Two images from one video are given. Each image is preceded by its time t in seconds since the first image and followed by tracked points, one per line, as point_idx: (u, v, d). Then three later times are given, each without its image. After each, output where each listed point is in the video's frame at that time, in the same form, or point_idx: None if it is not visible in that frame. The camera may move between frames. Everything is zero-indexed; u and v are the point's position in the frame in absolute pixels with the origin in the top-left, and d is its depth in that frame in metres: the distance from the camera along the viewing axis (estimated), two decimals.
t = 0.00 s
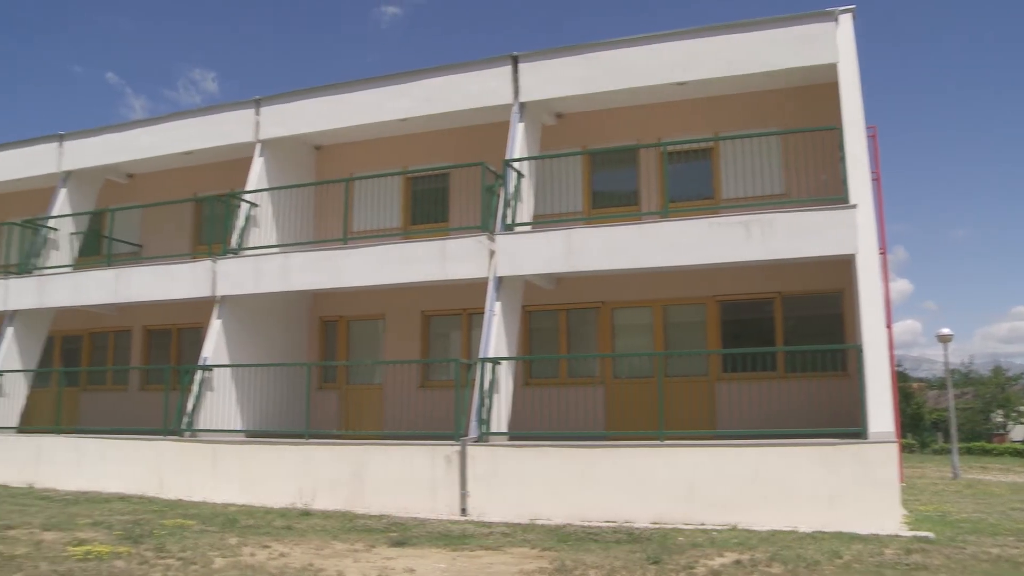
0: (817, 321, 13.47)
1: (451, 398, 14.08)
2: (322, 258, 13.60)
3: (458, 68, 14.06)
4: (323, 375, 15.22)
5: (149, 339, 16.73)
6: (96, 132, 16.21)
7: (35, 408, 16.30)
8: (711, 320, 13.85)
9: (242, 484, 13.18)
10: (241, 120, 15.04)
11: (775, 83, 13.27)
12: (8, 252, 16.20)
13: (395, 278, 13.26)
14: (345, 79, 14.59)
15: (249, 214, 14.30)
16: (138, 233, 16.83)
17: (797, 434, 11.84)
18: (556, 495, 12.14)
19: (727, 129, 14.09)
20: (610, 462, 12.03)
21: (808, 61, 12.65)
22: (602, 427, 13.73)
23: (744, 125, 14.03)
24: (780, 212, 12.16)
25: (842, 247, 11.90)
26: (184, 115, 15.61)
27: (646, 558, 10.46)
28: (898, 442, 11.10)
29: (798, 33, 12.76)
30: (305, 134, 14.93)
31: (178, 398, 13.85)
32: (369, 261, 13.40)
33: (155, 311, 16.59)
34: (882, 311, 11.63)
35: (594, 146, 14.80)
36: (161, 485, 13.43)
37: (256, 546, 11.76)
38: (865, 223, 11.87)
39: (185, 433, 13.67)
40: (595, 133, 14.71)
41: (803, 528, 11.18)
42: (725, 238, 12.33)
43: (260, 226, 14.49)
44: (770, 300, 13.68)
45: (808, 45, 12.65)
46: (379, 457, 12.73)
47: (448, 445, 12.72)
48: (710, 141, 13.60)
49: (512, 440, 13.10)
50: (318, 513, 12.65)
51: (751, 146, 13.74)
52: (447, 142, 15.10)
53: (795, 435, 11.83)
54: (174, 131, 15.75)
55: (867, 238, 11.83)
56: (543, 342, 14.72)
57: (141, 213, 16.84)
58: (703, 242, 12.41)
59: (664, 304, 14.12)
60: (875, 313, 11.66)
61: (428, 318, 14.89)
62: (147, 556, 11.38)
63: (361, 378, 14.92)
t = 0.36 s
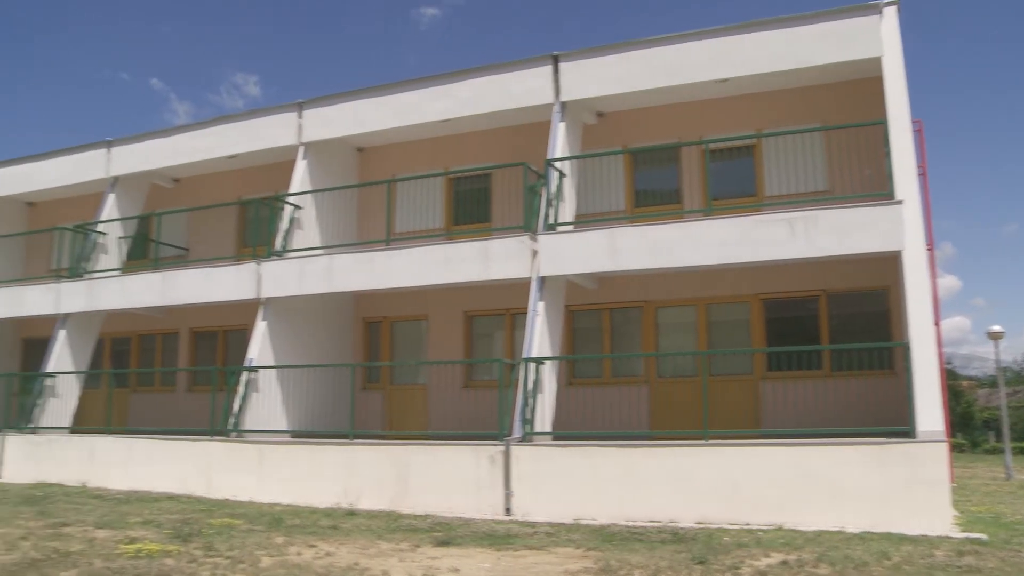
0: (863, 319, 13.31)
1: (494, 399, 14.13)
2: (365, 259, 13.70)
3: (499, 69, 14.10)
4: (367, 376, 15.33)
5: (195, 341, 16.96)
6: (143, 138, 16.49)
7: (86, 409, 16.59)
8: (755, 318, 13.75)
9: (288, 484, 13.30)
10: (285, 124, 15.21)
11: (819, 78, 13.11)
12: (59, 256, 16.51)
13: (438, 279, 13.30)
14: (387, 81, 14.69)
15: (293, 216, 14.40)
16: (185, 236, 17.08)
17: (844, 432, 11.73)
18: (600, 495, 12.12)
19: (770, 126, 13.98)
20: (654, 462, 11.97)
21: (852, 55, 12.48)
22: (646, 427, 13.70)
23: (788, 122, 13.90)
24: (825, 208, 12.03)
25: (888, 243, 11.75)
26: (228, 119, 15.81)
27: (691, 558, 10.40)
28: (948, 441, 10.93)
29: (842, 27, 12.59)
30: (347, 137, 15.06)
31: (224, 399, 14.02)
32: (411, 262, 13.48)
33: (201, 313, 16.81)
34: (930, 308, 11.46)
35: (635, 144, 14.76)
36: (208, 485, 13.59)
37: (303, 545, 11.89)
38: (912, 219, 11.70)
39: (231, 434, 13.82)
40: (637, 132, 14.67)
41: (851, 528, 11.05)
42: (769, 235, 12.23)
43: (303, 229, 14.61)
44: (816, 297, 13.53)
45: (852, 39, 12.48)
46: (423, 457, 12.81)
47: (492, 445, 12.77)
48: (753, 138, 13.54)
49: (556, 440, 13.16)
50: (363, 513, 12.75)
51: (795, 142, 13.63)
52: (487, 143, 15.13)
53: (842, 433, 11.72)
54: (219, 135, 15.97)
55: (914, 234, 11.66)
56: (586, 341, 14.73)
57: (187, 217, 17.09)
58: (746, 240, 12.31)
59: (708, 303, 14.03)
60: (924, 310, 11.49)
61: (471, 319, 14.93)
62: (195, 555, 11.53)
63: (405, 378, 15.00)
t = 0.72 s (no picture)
0: (918, 317, 13.09)
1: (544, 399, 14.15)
2: (413, 260, 13.79)
3: (545, 69, 14.12)
4: (417, 377, 15.40)
5: (246, 343, 17.19)
6: (195, 144, 16.78)
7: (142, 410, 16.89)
8: (806, 316, 13.60)
9: (339, 484, 13.44)
10: (333, 127, 15.36)
11: (870, 70, 12.88)
12: (115, 260, 16.85)
13: (486, 279, 13.37)
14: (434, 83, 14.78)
15: (342, 218, 14.54)
16: (235, 240, 17.31)
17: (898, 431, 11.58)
18: (651, 496, 12.06)
19: (820, 122, 13.80)
20: (705, 463, 11.87)
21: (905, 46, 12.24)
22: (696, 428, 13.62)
23: (839, 117, 13.69)
24: (876, 204, 11.84)
25: (941, 240, 11.56)
26: (277, 123, 16.02)
27: (743, 559, 10.30)
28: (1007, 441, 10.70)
29: (894, 19, 12.36)
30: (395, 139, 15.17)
31: (276, 400, 14.18)
32: (459, 263, 13.55)
33: (252, 315, 17.02)
34: (986, 305, 11.24)
35: (684, 142, 14.65)
36: (261, 485, 13.76)
37: (354, 545, 12.01)
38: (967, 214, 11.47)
39: (282, 435, 13.97)
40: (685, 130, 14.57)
41: (907, 530, 10.88)
42: (820, 232, 12.08)
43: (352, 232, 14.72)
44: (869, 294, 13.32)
45: (904, 31, 12.25)
46: (473, 457, 12.88)
47: (542, 445, 12.78)
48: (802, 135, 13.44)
49: (605, 440, 13.18)
50: (414, 513, 12.84)
51: (845, 138, 13.44)
52: (533, 142, 15.12)
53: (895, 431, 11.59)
54: (269, 139, 16.18)
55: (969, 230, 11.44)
56: (635, 340, 14.72)
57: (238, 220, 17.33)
58: (796, 237, 12.19)
59: (758, 301, 13.91)
60: (980, 308, 11.26)
61: (520, 319, 14.93)
62: (248, 554, 11.69)
63: (454, 379, 15.04)
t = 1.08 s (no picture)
0: (974, 313, 12.86)
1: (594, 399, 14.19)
2: (463, 260, 13.91)
3: (592, 68, 14.14)
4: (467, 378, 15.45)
5: (298, 345, 17.39)
6: (247, 148, 17.06)
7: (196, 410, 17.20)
8: (858, 313, 13.45)
9: (389, 485, 13.53)
10: (381, 130, 15.52)
11: (924, 62, 12.64)
12: (168, 264, 17.16)
13: (535, 279, 13.49)
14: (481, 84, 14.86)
15: (392, 220, 14.68)
16: (286, 242, 17.52)
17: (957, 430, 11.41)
18: (702, 496, 11.97)
19: (871, 115, 13.60)
20: (758, 463, 11.75)
21: (959, 37, 11.99)
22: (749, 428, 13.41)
23: (891, 110, 13.47)
24: (931, 200, 11.64)
25: (999, 235, 11.30)
26: (326, 127, 16.23)
27: (797, 560, 10.19)
28: None
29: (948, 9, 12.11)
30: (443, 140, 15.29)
31: (328, 401, 14.33)
32: (507, 263, 13.66)
33: (303, 318, 17.22)
34: None
35: (732, 139, 14.55)
36: (312, 486, 13.90)
37: (405, 545, 12.10)
38: None
39: (334, 435, 14.12)
40: (733, 126, 14.51)
41: (965, 531, 10.68)
42: (872, 228, 11.89)
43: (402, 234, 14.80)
44: (924, 289, 13.12)
45: (959, 21, 12.01)
46: (524, 457, 12.93)
47: (592, 445, 12.78)
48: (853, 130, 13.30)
49: (656, 440, 13.16)
50: (465, 513, 12.91)
51: (898, 132, 13.22)
52: (580, 142, 15.11)
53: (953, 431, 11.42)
54: (319, 143, 16.39)
55: None
56: (685, 339, 14.73)
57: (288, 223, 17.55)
58: (848, 234, 12.03)
59: (810, 298, 13.79)
60: None
61: (569, 319, 14.91)
62: (302, 553, 11.82)
63: (504, 380, 15.06)
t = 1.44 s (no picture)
0: None
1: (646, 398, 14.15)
2: (514, 261, 14.00)
3: (642, 66, 14.11)
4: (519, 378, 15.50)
5: (349, 346, 17.56)
6: (299, 152, 17.31)
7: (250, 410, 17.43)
8: (914, 310, 13.24)
9: (441, 485, 13.61)
10: (430, 131, 15.65)
11: (981, 52, 12.37)
12: (223, 267, 17.39)
13: (586, 279, 13.57)
14: (531, 84, 14.91)
15: (442, 221, 14.78)
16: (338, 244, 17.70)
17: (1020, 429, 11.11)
18: (757, 497, 11.83)
19: (927, 108, 13.36)
20: (813, 463, 11.58)
21: (1018, 26, 11.71)
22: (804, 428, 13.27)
23: (948, 102, 13.21)
24: (989, 193, 11.35)
25: None
26: (377, 130, 16.41)
27: (854, 561, 10.04)
28: None
29: None
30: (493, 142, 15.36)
31: (381, 402, 14.45)
32: (558, 262, 13.75)
33: (355, 319, 17.39)
34: None
35: (783, 135, 14.45)
36: (366, 485, 14.02)
37: (458, 544, 12.16)
38: None
39: (387, 435, 14.23)
40: (783, 122, 14.44)
41: None
42: (929, 223, 11.66)
43: (453, 235, 14.88)
44: (983, 285, 12.84)
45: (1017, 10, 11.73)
46: (577, 457, 12.92)
47: (645, 444, 12.75)
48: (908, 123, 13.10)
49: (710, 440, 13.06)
50: (518, 513, 12.92)
51: (953, 124, 12.89)
52: (631, 140, 15.05)
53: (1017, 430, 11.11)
54: (370, 145, 16.56)
55: None
56: (738, 337, 14.67)
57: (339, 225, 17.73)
58: (904, 229, 11.82)
59: (865, 295, 13.61)
60: None
61: (621, 318, 14.88)
62: (356, 552, 11.93)
63: (556, 380, 15.07)
